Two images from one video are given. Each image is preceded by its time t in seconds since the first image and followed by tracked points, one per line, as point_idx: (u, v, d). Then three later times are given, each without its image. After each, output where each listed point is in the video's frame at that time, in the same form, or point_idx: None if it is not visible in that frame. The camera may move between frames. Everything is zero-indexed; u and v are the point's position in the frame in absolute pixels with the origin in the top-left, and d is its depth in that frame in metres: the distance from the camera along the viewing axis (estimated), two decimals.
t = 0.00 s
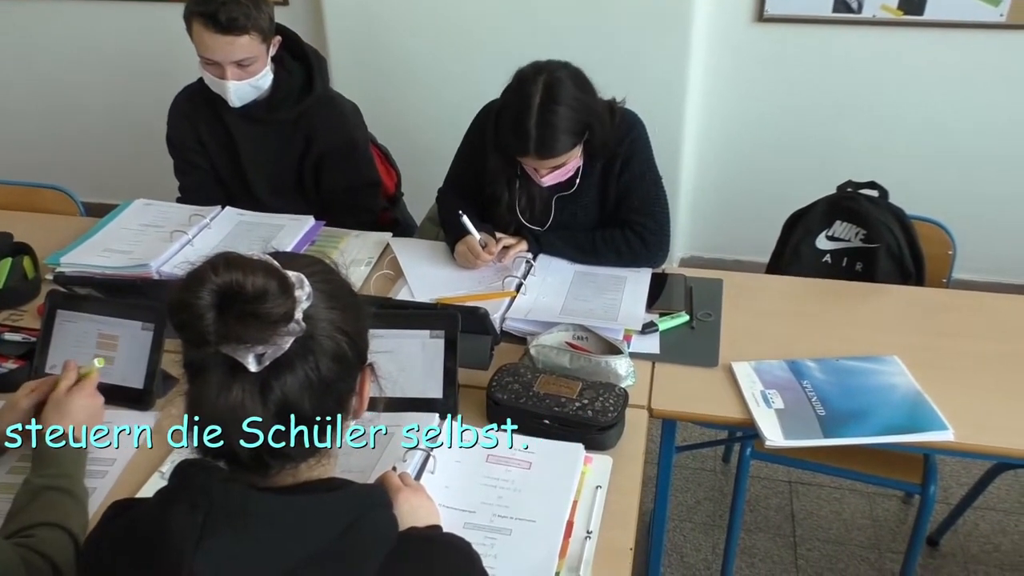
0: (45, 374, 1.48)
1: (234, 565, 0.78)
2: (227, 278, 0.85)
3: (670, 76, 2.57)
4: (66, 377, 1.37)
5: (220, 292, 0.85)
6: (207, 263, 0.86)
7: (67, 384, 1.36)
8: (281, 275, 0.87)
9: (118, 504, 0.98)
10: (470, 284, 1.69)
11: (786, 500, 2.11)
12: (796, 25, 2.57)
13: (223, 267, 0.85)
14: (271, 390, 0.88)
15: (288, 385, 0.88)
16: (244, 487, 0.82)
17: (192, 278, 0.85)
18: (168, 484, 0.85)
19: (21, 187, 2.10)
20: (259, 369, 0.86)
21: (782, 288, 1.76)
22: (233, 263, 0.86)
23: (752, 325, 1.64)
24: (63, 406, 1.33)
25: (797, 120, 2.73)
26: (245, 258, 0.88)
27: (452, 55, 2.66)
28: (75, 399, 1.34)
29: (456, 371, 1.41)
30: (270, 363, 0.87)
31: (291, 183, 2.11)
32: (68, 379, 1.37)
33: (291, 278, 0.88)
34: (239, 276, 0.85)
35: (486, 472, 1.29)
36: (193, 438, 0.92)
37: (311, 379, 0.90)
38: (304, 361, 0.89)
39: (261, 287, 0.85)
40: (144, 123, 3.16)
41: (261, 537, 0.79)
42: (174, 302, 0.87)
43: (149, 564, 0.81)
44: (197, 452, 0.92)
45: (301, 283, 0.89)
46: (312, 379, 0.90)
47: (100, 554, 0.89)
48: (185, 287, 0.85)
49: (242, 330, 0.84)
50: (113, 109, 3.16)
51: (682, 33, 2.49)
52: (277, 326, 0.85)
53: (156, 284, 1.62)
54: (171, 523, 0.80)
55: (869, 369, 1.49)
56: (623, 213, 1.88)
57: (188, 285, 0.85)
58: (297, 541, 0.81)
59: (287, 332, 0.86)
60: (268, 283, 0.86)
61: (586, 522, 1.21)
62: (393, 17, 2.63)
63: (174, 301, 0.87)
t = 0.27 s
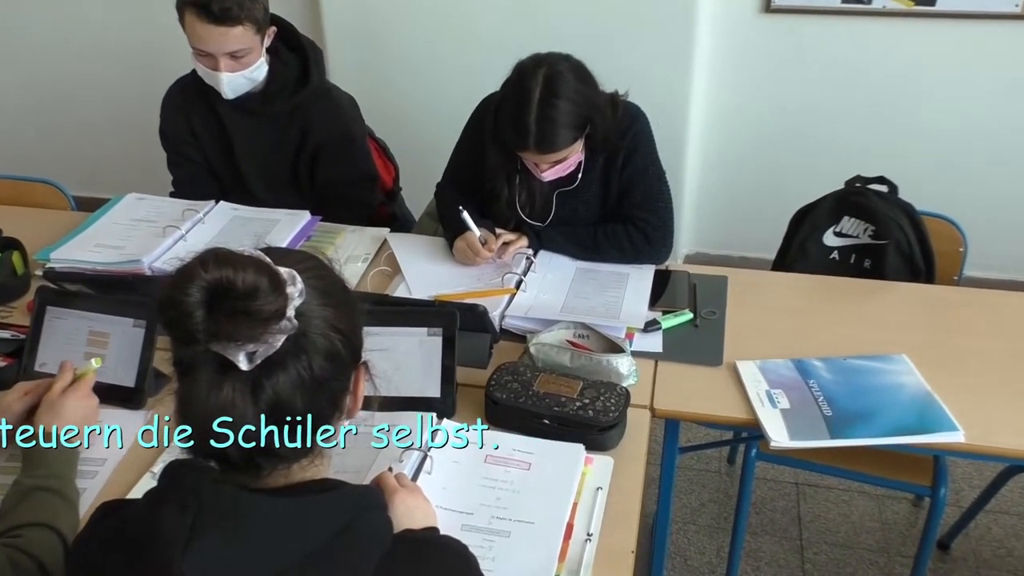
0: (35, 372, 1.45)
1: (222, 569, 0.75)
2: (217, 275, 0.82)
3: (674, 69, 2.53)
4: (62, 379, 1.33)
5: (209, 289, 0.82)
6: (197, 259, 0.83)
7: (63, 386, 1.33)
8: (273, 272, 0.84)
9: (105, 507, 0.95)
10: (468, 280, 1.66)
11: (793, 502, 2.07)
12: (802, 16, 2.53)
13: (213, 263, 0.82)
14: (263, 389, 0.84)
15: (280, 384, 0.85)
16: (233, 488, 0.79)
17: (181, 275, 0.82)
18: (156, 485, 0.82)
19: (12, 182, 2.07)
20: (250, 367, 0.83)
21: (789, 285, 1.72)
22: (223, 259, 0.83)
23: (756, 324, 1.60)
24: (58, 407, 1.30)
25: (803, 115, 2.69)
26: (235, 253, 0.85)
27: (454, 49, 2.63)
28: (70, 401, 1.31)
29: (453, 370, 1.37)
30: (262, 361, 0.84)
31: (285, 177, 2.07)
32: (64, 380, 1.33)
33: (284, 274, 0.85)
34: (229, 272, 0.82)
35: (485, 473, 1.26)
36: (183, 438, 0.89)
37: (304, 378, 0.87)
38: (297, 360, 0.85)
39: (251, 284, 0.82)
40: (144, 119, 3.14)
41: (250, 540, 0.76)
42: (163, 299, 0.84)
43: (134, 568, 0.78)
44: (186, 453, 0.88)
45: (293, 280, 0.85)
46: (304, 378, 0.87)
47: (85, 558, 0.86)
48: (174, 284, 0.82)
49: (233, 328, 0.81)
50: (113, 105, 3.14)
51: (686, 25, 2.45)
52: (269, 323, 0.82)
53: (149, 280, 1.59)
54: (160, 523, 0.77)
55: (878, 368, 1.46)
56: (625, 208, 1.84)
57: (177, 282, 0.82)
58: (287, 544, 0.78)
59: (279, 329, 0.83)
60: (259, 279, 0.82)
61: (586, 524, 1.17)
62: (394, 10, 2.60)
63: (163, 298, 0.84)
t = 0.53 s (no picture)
0: (33, 374, 1.43)
1: None
2: (214, 275, 0.79)
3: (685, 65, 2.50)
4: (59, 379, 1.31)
5: (207, 290, 0.79)
6: (195, 260, 0.80)
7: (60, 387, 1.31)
8: (272, 272, 0.80)
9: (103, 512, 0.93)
10: (473, 281, 1.63)
11: (807, 508, 2.03)
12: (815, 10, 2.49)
13: (210, 263, 0.79)
14: (262, 393, 0.82)
15: (279, 387, 0.82)
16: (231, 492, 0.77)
17: (178, 275, 0.79)
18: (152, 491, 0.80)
19: (10, 180, 2.05)
20: (249, 370, 0.81)
21: (802, 286, 1.68)
22: (221, 259, 0.79)
23: (768, 326, 1.56)
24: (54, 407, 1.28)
25: (817, 112, 2.65)
26: (234, 253, 0.81)
27: (462, 46, 2.61)
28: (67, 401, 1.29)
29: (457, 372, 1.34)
30: (261, 364, 0.81)
31: (286, 174, 2.05)
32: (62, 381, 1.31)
33: (284, 275, 0.82)
34: (226, 273, 0.79)
35: (490, 478, 1.22)
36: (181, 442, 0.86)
37: (303, 381, 0.84)
38: (296, 363, 0.82)
39: (249, 285, 0.79)
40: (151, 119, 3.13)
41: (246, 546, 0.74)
42: (160, 299, 0.81)
43: None
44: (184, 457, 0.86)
45: (292, 281, 0.82)
46: (304, 382, 0.84)
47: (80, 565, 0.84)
48: (171, 284, 0.80)
49: (231, 330, 0.78)
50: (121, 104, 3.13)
51: (696, 20, 2.41)
52: (267, 326, 0.79)
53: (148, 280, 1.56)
54: (159, 527, 0.75)
55: (894, 372, 1.41)
56: (634, 207, 1.81)
57: (173, 283, 0.79)
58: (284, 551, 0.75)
59: (278, 332, 0.80)
60: (257, 280, 0.79)
61: (594, 531, 1.14)
62: (401, 8, 2.58)
63: (160, 299, 0.81)
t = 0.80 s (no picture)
0: (30, 378, 1.41)
1: None
2: (212, 279, 0.76)
3: (694, 65, 2.46)
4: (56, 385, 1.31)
5: (204, 294, 0.76)
6: (192, 262, 0.77)
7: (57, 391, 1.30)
8: (271, 275, 0.78)
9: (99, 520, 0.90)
10: (477, 284, 1.60)
11: (820, 517, 1.99)
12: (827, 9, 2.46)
13: (208, 266, 0.76)
14: (260, 398, 0.79)
15: (278, 393, 0.79)
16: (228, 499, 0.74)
17: (175, 279, 0.77)
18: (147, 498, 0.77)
19: (9, 181, 2.04)
20: (247, 375, 0.78)
21: (815, 290, 1.64)
22: (219, 262, 0.77)
23: (779, 331, 1.52)
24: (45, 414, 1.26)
25: (828, 112, 2.61)
26: (232, 256, 0.79)
27: (469, 47, 2.58)
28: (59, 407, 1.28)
29: (460, 377, 1.31)
30: (259, 369, 0.78)
31: (289, 175, 2.03)
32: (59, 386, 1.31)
33: (283, 278, 0.80)
34: (224, 276, 0.76)
35: (494, 485, 1.19)
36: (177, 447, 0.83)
37: (303, 387, 0.81)
38: (295, 367, 0.80)
39: (247, 289, 0.76)
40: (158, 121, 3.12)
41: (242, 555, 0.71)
42: (156, 303, 0.79)
43: None
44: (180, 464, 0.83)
45: (292, 284, 0.80)
46: (303, 387, 0.81)
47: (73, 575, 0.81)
48: (167, 288, 0.77)
49: (229, 334, 0.76)
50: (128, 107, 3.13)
51: (706, 19, 2.38)
52: (266, 330, 0.76)
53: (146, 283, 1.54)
54: (152, 535, 0.72)
55: (909, 378, 1.37)
56: (642, 209, 1.78)
57: (170, 286, 0.77)
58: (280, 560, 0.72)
59: (277, 336, 0.78)
60: (256, 284, 0.77)
61: (600, 540, 1.11)
62: (408, 8, 2.56)
63: (156, 302, 0.78)
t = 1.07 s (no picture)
0: (13, 377, 1.38)
1: None
2: (198, 276, 0.73)
3: (694, 59, 2.43)
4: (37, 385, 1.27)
5: (190, 291, 0.73)
6: (177, 259, 0.74)
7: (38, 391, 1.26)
8: (258, 272, 0.75)
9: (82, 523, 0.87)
10: (472, 282, 1.57)
11: (823, 519, 1.95)
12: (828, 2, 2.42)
13: (194, 263, 0.73)
14: (248, 399, 0.75)
15: (266, 393, 0.76)
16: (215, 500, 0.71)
17: (159, 276, 0.74)
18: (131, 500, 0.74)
19: None
20: (234, 375, 0.75)
21: (818, 287, 1.60)
22: (205, 258, 0.74)
23: (781, 329, 1.49)
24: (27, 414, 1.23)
25: (830, 107, 2.58)
26: (218, 252, 0.76)
27: (466, 41, 2.55)
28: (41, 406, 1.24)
29: (453, 376, 1.28)
30: (247, 368, 0.75)
31: (282, 170, 2.00)
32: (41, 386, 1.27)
33: (272, 275, 0.77)
34: (211, 273, 0.73)
35: (489, 487, 1.16)
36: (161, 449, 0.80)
37: (292, 387, 0.77)
38: (284, 367, 0.76)
39: (235, 286, 0.74)
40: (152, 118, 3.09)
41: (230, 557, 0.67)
42: (139, 301, 0.75)
43: None
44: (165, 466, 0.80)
45: (280, 281, 0.77)
46: (293, 387, 0.77)
47: None
48: (151, 285, 0.74)
49: (216, 333, 0.73)
50: (122, 104, 3.10)
51: (705, 12, 2.35)
52: (254, 329, 0.73)
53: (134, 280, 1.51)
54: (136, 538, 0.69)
55: (915, 377, 1.34)
56: (641, 206, 1.74)
57: (154, 283, 0.73)
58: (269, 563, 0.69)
59: (265, 334, 0.74)
60: (244, 281, 0.74)
61: (596, 543, 1.08)
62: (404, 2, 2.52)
63: (139, 301, 0.75)
